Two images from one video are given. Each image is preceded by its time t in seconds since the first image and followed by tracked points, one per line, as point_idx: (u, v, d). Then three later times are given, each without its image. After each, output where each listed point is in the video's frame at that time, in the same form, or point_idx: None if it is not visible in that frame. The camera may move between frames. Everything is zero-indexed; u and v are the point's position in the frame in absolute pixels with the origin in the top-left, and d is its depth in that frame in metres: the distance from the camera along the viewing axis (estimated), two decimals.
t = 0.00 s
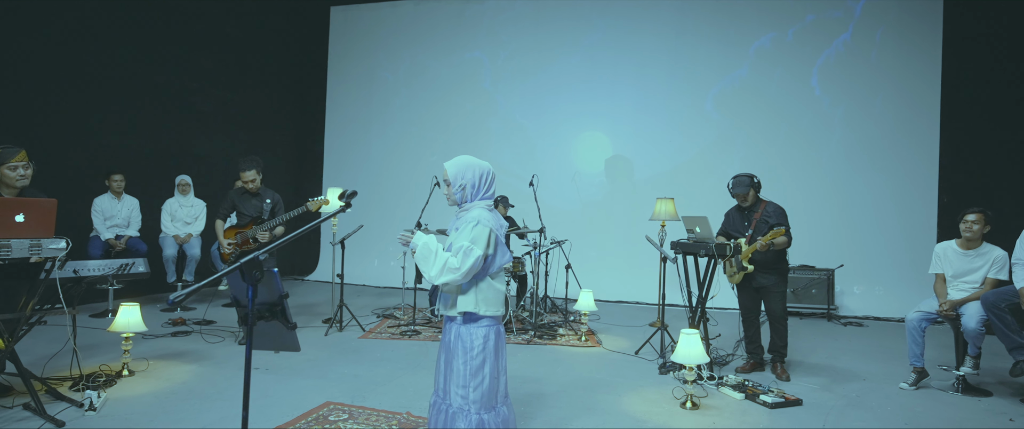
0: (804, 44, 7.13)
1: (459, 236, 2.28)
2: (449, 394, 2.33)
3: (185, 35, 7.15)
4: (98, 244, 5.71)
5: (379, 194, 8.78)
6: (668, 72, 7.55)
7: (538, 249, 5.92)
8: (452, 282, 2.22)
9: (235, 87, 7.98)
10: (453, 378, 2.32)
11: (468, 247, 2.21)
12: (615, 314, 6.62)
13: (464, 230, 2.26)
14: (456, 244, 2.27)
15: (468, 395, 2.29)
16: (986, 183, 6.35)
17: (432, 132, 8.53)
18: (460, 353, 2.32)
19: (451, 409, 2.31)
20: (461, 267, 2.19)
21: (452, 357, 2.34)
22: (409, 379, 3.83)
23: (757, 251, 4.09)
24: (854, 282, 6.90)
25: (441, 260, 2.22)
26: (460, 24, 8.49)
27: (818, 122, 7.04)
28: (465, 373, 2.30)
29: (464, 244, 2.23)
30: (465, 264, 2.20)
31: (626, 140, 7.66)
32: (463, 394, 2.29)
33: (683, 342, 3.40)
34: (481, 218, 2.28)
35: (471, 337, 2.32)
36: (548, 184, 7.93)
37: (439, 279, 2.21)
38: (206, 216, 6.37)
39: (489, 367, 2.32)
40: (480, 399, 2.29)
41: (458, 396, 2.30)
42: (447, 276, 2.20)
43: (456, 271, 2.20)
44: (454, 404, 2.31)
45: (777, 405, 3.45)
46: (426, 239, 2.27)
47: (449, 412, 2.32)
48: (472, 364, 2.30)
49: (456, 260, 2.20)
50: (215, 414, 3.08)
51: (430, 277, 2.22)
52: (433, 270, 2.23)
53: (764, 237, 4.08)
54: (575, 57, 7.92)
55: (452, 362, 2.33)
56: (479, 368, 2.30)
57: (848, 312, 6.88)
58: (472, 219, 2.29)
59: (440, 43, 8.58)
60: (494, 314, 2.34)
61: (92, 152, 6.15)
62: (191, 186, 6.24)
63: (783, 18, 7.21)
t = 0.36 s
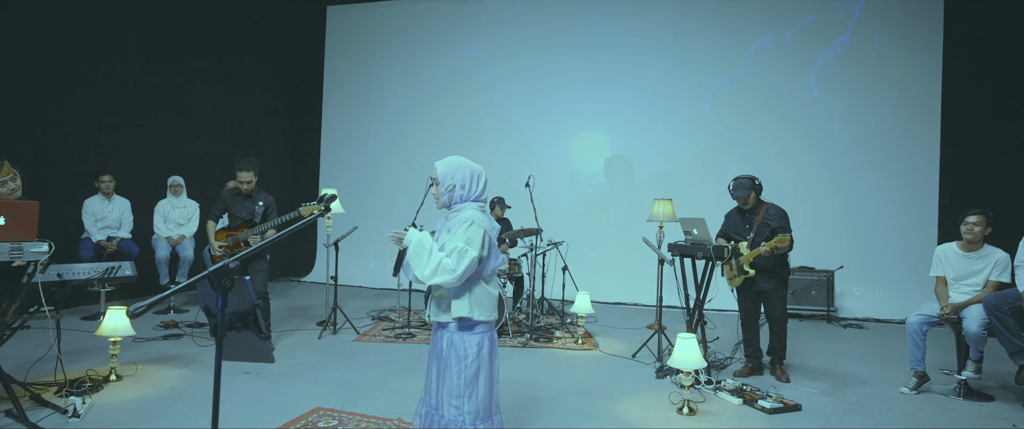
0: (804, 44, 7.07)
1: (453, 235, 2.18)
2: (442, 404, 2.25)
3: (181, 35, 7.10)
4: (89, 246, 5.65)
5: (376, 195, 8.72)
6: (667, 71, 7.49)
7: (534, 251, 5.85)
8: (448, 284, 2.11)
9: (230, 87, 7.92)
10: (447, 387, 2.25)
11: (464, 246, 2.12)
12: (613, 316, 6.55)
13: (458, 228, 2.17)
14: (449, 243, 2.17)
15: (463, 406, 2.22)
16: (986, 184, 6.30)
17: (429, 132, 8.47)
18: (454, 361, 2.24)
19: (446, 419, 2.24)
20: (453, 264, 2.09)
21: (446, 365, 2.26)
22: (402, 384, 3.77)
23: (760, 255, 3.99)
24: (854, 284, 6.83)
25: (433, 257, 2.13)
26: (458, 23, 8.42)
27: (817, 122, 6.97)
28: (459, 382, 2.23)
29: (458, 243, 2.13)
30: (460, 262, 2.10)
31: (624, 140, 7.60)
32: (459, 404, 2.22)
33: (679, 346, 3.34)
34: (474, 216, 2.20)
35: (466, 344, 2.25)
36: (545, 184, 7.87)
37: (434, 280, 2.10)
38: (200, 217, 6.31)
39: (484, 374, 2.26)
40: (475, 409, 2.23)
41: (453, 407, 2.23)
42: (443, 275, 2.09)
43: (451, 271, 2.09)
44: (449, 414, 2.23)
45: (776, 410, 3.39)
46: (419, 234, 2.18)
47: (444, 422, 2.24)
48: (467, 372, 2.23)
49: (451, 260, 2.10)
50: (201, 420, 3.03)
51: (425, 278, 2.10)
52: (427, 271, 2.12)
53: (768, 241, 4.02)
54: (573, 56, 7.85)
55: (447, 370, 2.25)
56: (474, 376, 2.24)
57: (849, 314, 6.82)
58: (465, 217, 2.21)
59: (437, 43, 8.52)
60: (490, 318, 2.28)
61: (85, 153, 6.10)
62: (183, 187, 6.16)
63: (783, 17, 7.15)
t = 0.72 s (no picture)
0: (804, 43, 7.00)
1: (439, 234, 2.11)
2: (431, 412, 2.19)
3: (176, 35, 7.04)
4: (80, 247, 5.59)
5: (373, 195, 8.65)
6: (665, 71, 7.43)
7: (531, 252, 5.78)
8: (430, 282, 2.05)
9: (225, 87, 7.86)
10: (436, 395, 2.18)
11: (449, 246, 2.05)
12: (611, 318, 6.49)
13: (445, 227, 2.11)
14: (436, 241, 2.10)
15: (453, 416, 2.16)
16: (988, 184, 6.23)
17: (427, 132, 8.41)
18: (442, 367, 2.18)
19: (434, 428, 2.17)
20: (435, 261, 2.02)
21: (434, 372, 2.20)
22: (394, 389, 3.70)
23: (769, 258, 3.96)
24: (855, 285, 6.76)
25: (417, 251, 2.07)
26: (455, 23, 8.36)
27: (817, 122, 6.90)
28: (448, 389, 2.17)
29: (443, 242, 2.06)
30: (444, 262, 2.03)
31: (622, 141, 7.54)
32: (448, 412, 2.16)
33: (676, 351, 3.27)
34: (464, 216, 2.13)
35: (454, 350, 2.19)
36: (543, 185, 7.81)
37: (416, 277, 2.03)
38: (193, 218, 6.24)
39: (473, 380, 2.19)
40: (465, 416, 2.17)
41: (443, 418, 2.16)
42: (425, 273, 2.03)
43: (434, 270, 2.03)
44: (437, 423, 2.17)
45: (775, 416, 3.32)
46: (409, 225, 2.13)
47: None
48: (455, 378, 2.17)
49: (434, 259, 2.03)
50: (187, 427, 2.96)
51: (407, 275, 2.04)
52: (410, 268, 2.05)
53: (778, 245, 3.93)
54: (571, 56, 7.79)
55: (435, 378, 2.19)
56: (463, 383, 2.18)
57: (849, 315, 6.75)
58: (454, 217, 2.14)
59: (434, 42, 8.45)
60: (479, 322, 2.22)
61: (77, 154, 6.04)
62: (176, 188, 6.09)
63: (782, 16, 7.08)
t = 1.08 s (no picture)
0: (805, 42, 6.93)
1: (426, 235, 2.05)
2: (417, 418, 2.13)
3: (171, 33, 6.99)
4: (73, 248, 5.56)
5: (371, 195, 8.59)
6: (665, 70, 7.36)
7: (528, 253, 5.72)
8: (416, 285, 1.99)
9: (221, 86, 7.80)
10: (421, 399, 2.12)
11: (435, 248, 1.99)
12: (609, 319, 6.42)
13: (431, 228, 2.04)
14: (422, 243, 2.04)
15: (439, 423, 2.09)
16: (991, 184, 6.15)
17: (425, 132, 8.35)
18: (427, 371, 2.13)
19: None
20: (420, 263, 1.96)
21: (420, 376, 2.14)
22: (388, 392, 3.64)
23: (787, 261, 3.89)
24: (856, 286, 6.70)
25: (403, 253, 2.01)
26: (453, 22, 8.30)
27: (818, 121, 6.84)
28: (433, 394, 2.11)
29: (429, 244, 2.00)
30: (429, 264, 1.96)
31: (621, 140, 7.48)
32: (433, 417, 2.10)
33: (674, 354, 3.20)
34: (451, 216, 2.07)
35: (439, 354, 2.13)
36: (541, 185, 7.74)
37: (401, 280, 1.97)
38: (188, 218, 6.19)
39: (459, 385, 2.13)
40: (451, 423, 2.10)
41: (428, 425, 2.10)
42: (410, 276, 1.96)
43: (418, 272, 1.96)
44: None
45: (775, 419, 3.25)
46: (395, 226, 2.07)
47: None
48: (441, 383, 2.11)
49: (419, 261, 1.97)
50: None
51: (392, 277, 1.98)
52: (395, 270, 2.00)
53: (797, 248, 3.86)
54: (570, 55, 7.73)
55: (421, 382, 2.13)
56: (449, 388, 2.11)
57: (850, 316, 6.68)
58: (441, 217, 2.07)
59: (432, 42, 8.39)
60: (468, 325, 2.16)
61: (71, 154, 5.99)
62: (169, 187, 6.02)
63: (783, 16, 7.02)
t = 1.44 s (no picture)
0: (808, 40, 6.86)
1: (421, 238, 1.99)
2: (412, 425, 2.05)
3: (168, 32, 6.93)
4: (68, 248, 5.51)
5: (370, 195, 8.53)
6: (666, 69, 7.30)
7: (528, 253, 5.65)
8: (410, 290, 1.93)
9: (219, 84, 7.75)
10: (417, 404, 2.06)
11: (429, 251, 1.92)
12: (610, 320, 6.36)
13: (426, 230, 1.98)
14: (416, 246, 1.98)
15: None
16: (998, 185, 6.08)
17: (424, 132, 8.29)
18: (423, 375, 2.06)
19: None
20: (415, 267, 1.90)
21: (416, 381, 2.07)
22: (385, 395, 3.58)
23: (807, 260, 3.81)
24: (860, 287, 6.62)
25: (397, 258, 1.95)
26: (453, 21, 8.24)
27: (821, 121, 6.77)
28: (430, 399, 2.04)
29: (424, 247, 1.94)
30: (422, 267, 1.90)
31: (622, 140, 7.41)
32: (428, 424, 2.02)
33: (678, 357, 3.14)
34: (445, 217, 2.00)
35: (437, 358, 2.07)
36: (542, 185, 7.68)
37: (395, 285, 1.91)
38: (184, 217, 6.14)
39: (457, 390, 2.07)
40: None
41: None
42: (404, 281, 1.90)
43: (412, 277, 1.90)
44: None
45: (780, 424, 3.18)
46: (388, 231, 2.02)
47: None
48: (438, 388, 2.05)
49: (413, 265, 1.91)
50: None
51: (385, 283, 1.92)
52: (389, 276, 1.94)
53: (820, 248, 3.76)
54: (571, 54, 7.66)
55: (416, 387, 2.06)
56: (445, 393, 2.05)
57: (854, 318, 6.61)
58: (436, 218, 2.01)
59: (432, 40, 8.34)
60: (467, 329, 2.10)
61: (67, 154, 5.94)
62: (166, 187, 5.96)
63: (786, 14, 6.95)
